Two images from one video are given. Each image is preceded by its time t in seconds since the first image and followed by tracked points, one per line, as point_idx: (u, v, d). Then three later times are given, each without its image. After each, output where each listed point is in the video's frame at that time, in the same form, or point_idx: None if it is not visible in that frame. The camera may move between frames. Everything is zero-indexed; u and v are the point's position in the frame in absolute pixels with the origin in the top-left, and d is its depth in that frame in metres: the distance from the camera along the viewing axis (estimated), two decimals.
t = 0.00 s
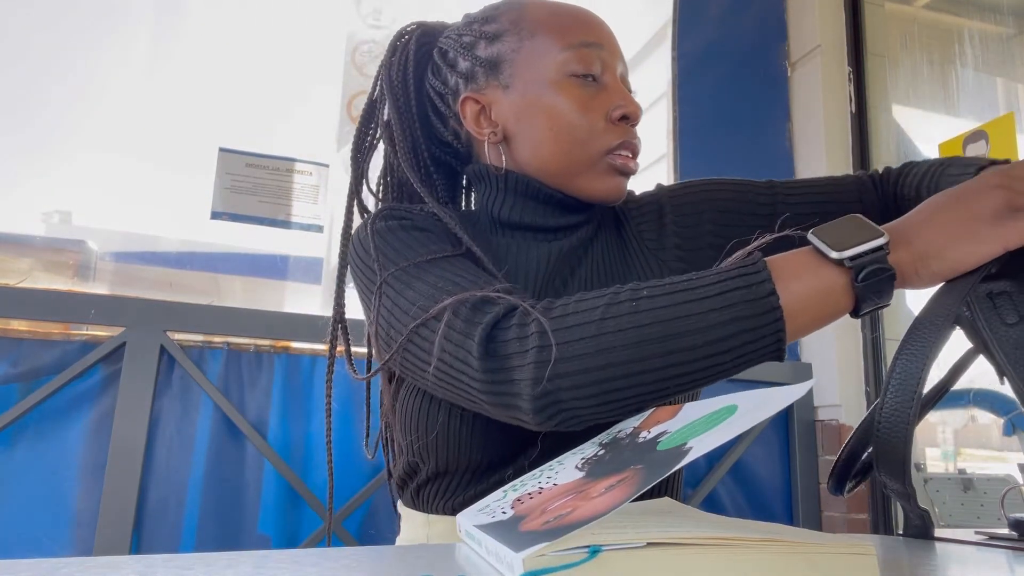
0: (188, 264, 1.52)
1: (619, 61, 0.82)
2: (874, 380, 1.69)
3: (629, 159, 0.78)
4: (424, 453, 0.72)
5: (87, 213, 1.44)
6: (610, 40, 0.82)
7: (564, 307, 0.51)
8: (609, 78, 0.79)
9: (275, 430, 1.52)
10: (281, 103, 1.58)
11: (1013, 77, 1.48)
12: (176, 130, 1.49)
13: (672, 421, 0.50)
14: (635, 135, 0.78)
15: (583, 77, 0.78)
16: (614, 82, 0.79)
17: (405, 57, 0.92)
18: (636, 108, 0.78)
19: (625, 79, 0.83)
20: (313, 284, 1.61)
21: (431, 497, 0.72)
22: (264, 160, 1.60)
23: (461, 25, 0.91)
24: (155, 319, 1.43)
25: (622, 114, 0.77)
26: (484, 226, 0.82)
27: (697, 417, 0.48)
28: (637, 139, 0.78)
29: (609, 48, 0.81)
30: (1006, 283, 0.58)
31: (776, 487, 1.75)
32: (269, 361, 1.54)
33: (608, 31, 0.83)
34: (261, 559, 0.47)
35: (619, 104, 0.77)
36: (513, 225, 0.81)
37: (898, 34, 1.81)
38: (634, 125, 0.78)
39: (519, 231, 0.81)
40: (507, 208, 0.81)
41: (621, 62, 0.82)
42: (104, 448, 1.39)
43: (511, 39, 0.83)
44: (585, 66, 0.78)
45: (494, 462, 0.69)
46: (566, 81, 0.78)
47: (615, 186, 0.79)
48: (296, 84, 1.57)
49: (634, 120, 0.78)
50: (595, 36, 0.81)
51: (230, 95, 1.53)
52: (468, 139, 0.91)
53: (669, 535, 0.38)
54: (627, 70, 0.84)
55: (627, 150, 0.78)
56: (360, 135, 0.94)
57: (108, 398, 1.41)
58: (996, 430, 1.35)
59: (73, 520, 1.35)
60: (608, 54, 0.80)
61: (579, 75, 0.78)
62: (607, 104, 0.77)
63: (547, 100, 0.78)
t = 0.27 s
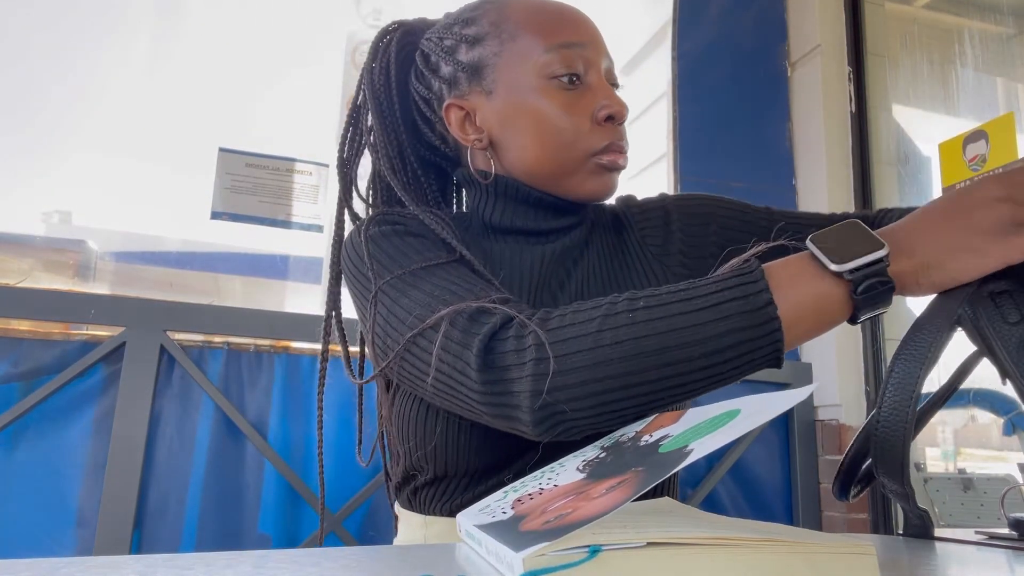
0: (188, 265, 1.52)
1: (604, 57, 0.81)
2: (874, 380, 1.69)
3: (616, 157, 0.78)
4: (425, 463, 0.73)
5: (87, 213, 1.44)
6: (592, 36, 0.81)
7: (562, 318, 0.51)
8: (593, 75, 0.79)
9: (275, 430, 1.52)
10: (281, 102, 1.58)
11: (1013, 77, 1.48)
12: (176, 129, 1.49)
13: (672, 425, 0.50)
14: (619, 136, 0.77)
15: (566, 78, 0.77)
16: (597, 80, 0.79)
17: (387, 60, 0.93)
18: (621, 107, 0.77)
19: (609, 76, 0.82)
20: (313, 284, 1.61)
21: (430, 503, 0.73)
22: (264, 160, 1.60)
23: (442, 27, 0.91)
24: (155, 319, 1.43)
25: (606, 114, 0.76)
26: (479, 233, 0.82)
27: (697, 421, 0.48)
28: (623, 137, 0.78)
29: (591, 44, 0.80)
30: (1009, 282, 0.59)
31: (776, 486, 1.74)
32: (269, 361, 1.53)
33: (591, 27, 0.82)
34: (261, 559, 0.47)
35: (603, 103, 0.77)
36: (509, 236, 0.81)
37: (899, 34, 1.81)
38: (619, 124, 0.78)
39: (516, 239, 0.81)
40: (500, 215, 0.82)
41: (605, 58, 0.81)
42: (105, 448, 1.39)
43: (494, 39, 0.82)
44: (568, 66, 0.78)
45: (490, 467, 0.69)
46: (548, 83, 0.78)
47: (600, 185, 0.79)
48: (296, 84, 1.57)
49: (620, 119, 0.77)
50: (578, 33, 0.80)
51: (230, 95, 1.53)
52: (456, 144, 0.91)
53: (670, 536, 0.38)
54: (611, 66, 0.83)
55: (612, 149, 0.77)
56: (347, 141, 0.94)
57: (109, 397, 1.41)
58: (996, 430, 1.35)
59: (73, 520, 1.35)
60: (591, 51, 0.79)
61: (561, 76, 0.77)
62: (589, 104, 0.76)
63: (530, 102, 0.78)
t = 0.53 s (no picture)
0: (188, 265, 1.51)
1: (601, 53, 0.80)
2: (874, 380, 1.69)
3: (614, 153, 0.77)
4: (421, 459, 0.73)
5: (87, 213, 1.44)
6: (592, 35, 0.80)
7: (527, 294, 0.51)
8: (587, 70, 0.78)
9: (275, 430, 1.52)
10: (281, 103, 1.58)
11: (1013, 77, 1.48)
12: (176, 129, 1.49)
13: (668, 415, 0.50)
14: (617, 130, 0.76)
15: (560, 74, 0.77)
16: (593, 76, 0.78)
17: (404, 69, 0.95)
18: (618, 103, 0.76)
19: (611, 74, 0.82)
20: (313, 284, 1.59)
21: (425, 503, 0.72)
22: (264, 160, 1.60)
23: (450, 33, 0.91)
24: (155, 319, 1.44)
25: (602, 109, 0.75)
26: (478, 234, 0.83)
27: (692, 410, 0.48)
28: (622, 133, 0.77)
29: (587, 40, 0.79)
30: None
31: (777, 486, 1.73)
32: (269, 361, 1.53)
33: (588, 24, 0.82)
34: (261, 559, 0.47)
35: (598, 99, 0.76)
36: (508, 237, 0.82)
37: (899, 34, 1.81)
38: (615, 117, 0.76)
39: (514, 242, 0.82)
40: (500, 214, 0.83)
41: (603, 54, 0.80)
42: (105, 448, 1.39)
43: (490, 41, 0.83)
44: (561, 62, 0.77)
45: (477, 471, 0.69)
46: (542, 80, 0.77)
47: (600, 180, 0.78)
48: (296, 84, 1.58)
49: (618, 116, 0.76)
50: (573, 30, 0.80)
51: (230, 95, 1.53)
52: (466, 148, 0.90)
53: (669, 535, 0.38)
54: (613, 62, 0.82)
55: (611, 143, 0.76)
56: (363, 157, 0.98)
57: (109, 397, 1.41)
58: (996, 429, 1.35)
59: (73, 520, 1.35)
60: (587, 46, 0.79)
61: (556, 74, 0.77)
62: (584, 98, 0.76)
63: (525, 100, 0.78)
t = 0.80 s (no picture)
0: (188, 265, 1.51)
1: (533, 64, 0.79)
2: (874, 381, 1.70)
3: (503, 163, 0.78)
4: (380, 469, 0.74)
5: (87, 213, 1.44)
6: (527, 43, 0.80)
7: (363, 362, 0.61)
8: (502, 80, 0.79)
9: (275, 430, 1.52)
10: (282, 103, 1.58)
11: (1013, 78, 1.50)
12: (177, 129, 1.49)
13: (668, 416, 0.50)
14: (498, 144, 0.78)
15: (475, 82, 0.81)
16: (508, 86, 0.79)
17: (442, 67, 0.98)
18: (512, 113, 0.77)
19: (546, 75, 0.79)
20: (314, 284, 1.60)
21: (392, 508, 0.73)
22: (264, 160, 1.59)
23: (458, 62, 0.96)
24: (156, 319, 1.46)
25: (491, 120, 0.77)
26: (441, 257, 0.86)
27: (692, 412, 0.48)
28: (514, 144, 0.77)
29: (520, 50, 0.79)
30: None
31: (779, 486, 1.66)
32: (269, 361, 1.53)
33: (541, 35, 0.80)
34: (261, 559, 0.47)
35: (497, 110, 0.77)
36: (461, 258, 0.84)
37: (899, 34, 1.85)
38: (505, 131, 0.77)
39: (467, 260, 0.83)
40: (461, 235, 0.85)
41: (536, 66, 0.79)
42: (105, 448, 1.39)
43: (456, 42, 0.87)
44: (479, 70, 0.80)
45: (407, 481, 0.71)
46: (460, 86, 0.82)
47: (484, 190, 0.80)
48: (296, 84, 1.58)
49: (508, 124, 0.76)
50: (510, 41, 0.80)
51: (231, 95, 1.54)
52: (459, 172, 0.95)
53: (671, 535, 0.38)
54: (558, 77, 0.79)
55: (489, 155, 0.78)
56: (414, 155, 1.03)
57: (109, 397, 1.41)
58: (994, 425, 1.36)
59: (76, 520, 1.35)
60: (514, 56, 0.79)
61: (472, 86, 0.81)
62: (479, 108, 0.79)
63: (447, 104, 0.83)
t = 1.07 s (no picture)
0: (188, 265, 1.51)
1: (536, 58, 0.76)
2: (874, 381, 1.70)
3: (506, 163, 0.76)
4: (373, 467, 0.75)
5: (88, 213, 1.44)
6: (538, 36, 0.77)
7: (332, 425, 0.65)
8: (505, 75, 0.77)
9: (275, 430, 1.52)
10: (281, 105, 1.58)
11: (1013, 78, 1.49)
12: (176, 130, 1.49)
13: (667, 416, 0.50)
14: (500, 142, 0.75)
15: (477, 76, 0.78)
16: (511, 80, 0.76)
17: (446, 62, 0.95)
18: (514, 110, 0.74)
19: (554, 74, 0.77)
20: (314, 284, 1.60)
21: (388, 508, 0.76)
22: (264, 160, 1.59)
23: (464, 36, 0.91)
24: (157, 318, 1.43)
25: (493, 117, 0.74)
26: (443, 248, 0.84)
27: (691, 410, 0.48)
28: (515, 143, 0.75)
29: (524, 44, 0.77)
30: None
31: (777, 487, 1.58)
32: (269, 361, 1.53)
33: (546, 27, 0.78)
34: (260, 559, 0.47)
35: (498, 105, 0.74)
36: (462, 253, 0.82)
37: (899, 34, 1.82)
38: (507, 129, 0.74)
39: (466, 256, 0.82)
40: (464, 225, 0.83)
41: (540, 60, 0.77)
42: (104, 448, 1.39)
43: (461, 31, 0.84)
44: (481, 63, 0.78)
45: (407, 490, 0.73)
46: (461, 80, 0.79)
47: (486, 188, 0.78)
48: (296, 85, 1.58)
49: (510, 123, 0.74)
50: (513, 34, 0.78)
51: (231, 95, 1.53)
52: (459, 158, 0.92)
53: (672, 535, 0.38)
54: (563, 72, 0.77)
55: (491, 154, 0.75)
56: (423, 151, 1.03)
57: (109, 398, 1.41)
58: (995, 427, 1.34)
59: (76, 520, 1.35)
60: (517, 50, 0.77)
61: (476, 77, 0.78)
62: (482, 103, 0.76)
63: (448, 96, 0.81)
